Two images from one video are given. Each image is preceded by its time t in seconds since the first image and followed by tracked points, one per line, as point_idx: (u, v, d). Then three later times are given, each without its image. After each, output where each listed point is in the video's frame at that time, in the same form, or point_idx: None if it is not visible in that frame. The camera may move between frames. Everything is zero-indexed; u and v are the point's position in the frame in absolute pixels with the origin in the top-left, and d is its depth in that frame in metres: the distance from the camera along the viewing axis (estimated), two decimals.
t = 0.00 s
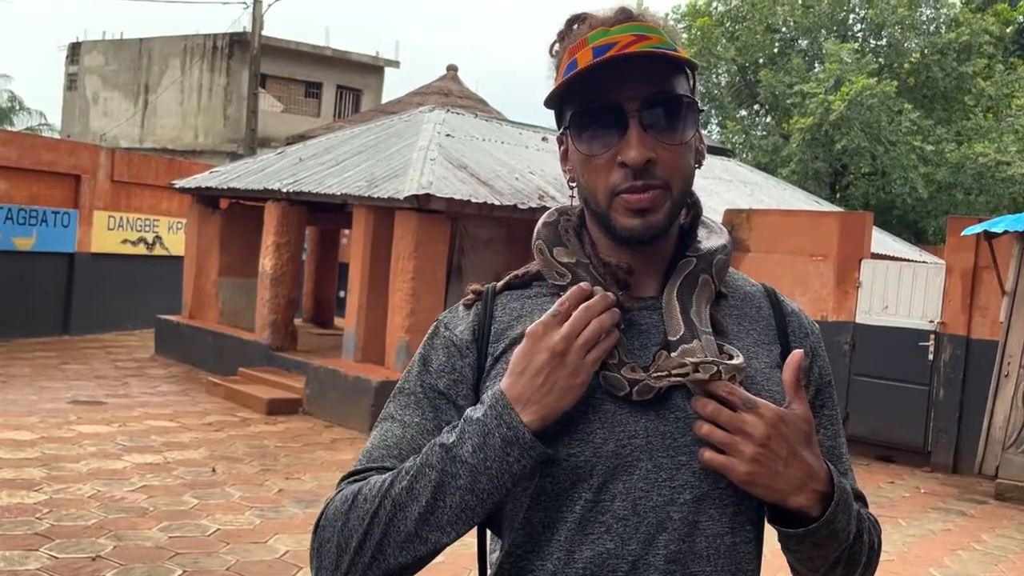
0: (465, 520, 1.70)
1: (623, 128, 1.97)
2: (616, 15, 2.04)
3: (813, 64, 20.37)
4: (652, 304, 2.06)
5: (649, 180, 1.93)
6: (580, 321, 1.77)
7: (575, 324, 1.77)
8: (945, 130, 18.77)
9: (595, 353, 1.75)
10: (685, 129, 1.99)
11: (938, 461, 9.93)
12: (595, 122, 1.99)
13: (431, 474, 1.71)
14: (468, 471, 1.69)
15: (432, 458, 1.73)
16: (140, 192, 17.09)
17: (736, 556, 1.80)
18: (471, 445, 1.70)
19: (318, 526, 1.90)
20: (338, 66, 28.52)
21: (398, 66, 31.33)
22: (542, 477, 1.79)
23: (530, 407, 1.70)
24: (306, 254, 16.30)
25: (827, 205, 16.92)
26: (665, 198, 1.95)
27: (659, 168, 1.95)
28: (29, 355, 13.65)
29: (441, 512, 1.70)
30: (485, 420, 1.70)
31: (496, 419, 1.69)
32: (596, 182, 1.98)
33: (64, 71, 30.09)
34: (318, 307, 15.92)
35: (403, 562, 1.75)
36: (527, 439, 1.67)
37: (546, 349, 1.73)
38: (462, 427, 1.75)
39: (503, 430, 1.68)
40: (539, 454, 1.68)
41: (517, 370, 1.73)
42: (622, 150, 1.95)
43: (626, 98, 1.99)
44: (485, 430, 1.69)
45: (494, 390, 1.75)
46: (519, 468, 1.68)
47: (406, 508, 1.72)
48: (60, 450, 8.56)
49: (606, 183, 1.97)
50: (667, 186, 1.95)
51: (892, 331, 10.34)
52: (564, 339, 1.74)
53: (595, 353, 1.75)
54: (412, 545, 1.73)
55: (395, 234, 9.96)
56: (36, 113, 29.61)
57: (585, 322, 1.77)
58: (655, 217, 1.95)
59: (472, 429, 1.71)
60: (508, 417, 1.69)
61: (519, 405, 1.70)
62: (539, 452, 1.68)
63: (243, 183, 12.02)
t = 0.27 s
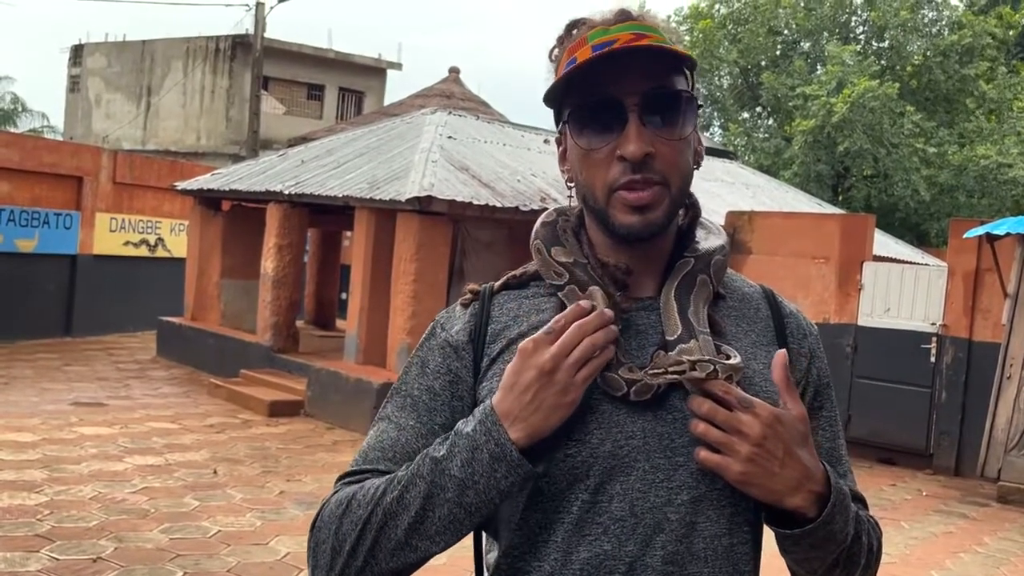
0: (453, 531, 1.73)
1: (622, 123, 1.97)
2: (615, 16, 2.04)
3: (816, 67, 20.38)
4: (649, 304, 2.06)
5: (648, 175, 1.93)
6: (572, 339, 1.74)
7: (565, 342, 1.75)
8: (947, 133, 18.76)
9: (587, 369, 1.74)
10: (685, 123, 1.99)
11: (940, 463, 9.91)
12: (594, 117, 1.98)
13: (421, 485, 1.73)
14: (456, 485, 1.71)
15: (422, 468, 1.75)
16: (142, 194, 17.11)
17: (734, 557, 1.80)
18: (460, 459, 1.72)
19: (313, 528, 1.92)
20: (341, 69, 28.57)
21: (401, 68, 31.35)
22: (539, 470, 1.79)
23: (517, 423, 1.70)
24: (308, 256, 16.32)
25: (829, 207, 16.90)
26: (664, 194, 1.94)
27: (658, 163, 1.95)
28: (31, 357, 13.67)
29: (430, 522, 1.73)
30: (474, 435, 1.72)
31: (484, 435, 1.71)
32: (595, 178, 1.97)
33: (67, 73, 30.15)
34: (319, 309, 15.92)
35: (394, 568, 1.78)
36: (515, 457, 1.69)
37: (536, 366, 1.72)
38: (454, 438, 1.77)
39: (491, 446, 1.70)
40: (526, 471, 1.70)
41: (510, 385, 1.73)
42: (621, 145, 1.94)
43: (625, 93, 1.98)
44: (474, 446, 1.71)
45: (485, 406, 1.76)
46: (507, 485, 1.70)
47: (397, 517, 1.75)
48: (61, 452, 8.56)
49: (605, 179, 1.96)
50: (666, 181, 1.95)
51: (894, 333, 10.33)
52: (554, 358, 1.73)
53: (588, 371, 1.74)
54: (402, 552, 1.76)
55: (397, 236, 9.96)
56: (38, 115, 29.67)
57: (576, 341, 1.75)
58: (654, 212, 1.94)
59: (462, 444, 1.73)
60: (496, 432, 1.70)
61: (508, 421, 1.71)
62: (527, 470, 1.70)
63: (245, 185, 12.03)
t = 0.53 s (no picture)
0: (449, 543, 1.76)
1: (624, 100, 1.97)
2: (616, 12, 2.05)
3: (818, 67, 20.37)
4: (648, 304, 2.06)
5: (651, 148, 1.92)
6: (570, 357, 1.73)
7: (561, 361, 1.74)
8: (950, 134, 18.73)
9: (583, 391, 1.73)
10: (686, 103, 2.00)
11: (942, 464, 9.90)
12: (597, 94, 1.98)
13: (417, 499, 1.76)
14: (450, 502, 1.74)
15: (419, 483, 1.78)
16: (144, 195, 17.13)
17: (731, 559, 1.80)
18: (455, 478, 1.74)
19: (315, 527, 1.95)
20: (343, 70, 28.60)
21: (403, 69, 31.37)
22: (536, 480, 1.78)
23: (511, 445, 1.72)
24: (310, 257, 16.33)
25: (830, 208, 16.88)
26: (666, 166, 1.93)
27: (660, 137, 1.94)
28: (33, 357, 13.69)
29: (426, 535, 1.76)
30: (470, 455, 1.74)
31: (479, 455, 1.73)
32: (597, 151, 1.96)
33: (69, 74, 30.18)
34: (321, 309, 15.92)
35: None
36: (508, 479, 1.70)
37: (533, 384, 1.72)
38: (451, 454, 1.79)
39: (485, 467, 1.72)
40: (521, 494, 1.72)
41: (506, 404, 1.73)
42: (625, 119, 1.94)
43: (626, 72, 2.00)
44: (468, 466, 1.73)
45: (482, 423, 1.78)
46: (501, 505, 1.72)
47: (394, 529, 1.78)
48: (62, 452, 8.57)
49: (607, 151, 1.95)
50: (667, 155, 1.94)
51: (896, 334, 10.32)
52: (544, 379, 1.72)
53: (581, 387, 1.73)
54: (400, 561, 1.80)
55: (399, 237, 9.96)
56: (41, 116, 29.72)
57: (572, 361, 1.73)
58: (656, 185, 1.92)
59: (456, 463, 1.75)
60: (490, 453, 1.72)
61: (502, 442, 1.72)
62: (520, 493, 1.71)
63: (247, 185, 12.04)
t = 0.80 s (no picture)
0: (451, 545, 1.77)
1: (631, 131, 1.96)
2: (624, 14, 2.04)
3: (820, 67, 20.36)
4: (649, 303, 2.07)
5: (655, 186, 1.93)
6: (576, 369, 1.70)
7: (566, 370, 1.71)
8: (953, 134, 18.70)
9: (584, 403, 1.71)
10: (694, 135, 1.99)
11: (945, 465, 9.89)
12: (603, 124, 1.97)
13: (419, 501, 1.77)
14: (452, 503, 1.74)
15: (421, 484, 1.79)
16: (147, 195, 17.15)
17: (732, 554, 1.80)
18: (457, 481, 1.75)
19: (321, 525, 1.96)
20: (346, 70, 28.63)
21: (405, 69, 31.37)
22: (538, 481, 1.78)
23: (511, 448, 1.71)
24: (313, 257, 16.34)
25: (833, 208, 16.87)
26: (670, 205, 1.94)
27: (665, 174, 1.95)
28: (36, 357, 13.71)
29: (428, 536, 1.77)
30: (472, 458, 1.74)
31: (481, 459, 1.73)
32: (603, 185, 1.97)
33: (73, 74, 30.20)
34: (324, 309, 15.93)
35: None
36: (509, 486, 1.70)
37: (532, 392, 1.70)
38: (454, 458, 1.80)
39: (486, 471, 1.72)
40: (520, 500, 1.71)
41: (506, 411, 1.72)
42: (631, 154, 1.94)
43: (634, 101, 1.98)
44: (470, 469, 1.73)
45: (485, 428, 1.78)
46: (501, 510, 1.71)
47: (397, 530, 1.79)
48: (65, 452, 8.58)
49: (612, 187, 1.96)
50: (672, 192, 1.95)
51: (898, 334, 10.31)
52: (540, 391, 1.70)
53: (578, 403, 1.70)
54: (402, 561, 1.80)
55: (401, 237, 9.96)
56: (44, 115, 29.76)
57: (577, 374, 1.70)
58: (658, 223, 1.95)
59: (459, 465, 1.76)
60: (491, 458, 1.72)
61: (503, 447, 1.72)
62: (520, 499, 1.71)
63: (249, 185, 12.04)
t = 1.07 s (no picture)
0: (455, 546, 1.77)
1: (633, 113, 1.95)
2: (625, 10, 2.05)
3: (822, 67, 20.36)
4: (653, 301, 2.07)
5: (656, 166, 1.92)
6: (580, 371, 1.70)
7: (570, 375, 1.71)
8: (954, 134, 18.68)
9: (586, 411, 1.71)
10: (696, 116, 1.98)
11: (947, 465, 9.87)
12: (604, 107, 1.97)
13: (423, 502, 1.77)
14: (456, 505, 1.75)
15: (425, 485, 1.79)
16: (149, 195, 17.16)
17: (736, 554, 1.80)
18: (462, 484, 1.75)
19: (324, 521, 1.97)
20: (347, 70, 28.64)
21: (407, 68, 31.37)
22: (541, 483, 1.79)
23: (515, 451, 1.71)
24: (314, 257, 16.34)
25: (835, 208, 16.86)
26: (672, 185, 1.93)
27: (667, 155, 1.93)
28: (38, 357, 13.72)
29: (432, 537, 1.77)
30: (477, 461, 1.74)
31: (485, 463, 1.73)
32: (603, 168, 1.97)
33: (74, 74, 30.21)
34: (325, 309, 15.94)
35: None
36: (512, 491, 1.70)
37: (533, 394, 1.70)
38: (459, 459, 1.79)
39: (490, 475, 1.71)
40: (523, 505, 1.71)
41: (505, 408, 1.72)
42: (632, 135, 1.93)
43: (636, 83, 1.97)
44: (475, 472, 1.73)
45: (490, 432, 1.78)
46: (505, 514, 1.71)
47: (401, 531, 1.79)
48: (67, 451, 8.59)
49: (614, 168, 1.95)
50: (674, 173, 1.93)
51: (900, 334, 10.30)
52: (541, 395, 1.69)
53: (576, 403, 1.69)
54: (406, 561, 1.81)
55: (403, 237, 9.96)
56: (46, 115, 29.77)
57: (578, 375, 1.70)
58: (661, 205, 1.93)
59: (464, 468, 1.76)
60: (495, 462, 1.72)
61: (505, 448, 1.72)
62: (524, 503, 1.71)
63: (250, 185, 12.05)
